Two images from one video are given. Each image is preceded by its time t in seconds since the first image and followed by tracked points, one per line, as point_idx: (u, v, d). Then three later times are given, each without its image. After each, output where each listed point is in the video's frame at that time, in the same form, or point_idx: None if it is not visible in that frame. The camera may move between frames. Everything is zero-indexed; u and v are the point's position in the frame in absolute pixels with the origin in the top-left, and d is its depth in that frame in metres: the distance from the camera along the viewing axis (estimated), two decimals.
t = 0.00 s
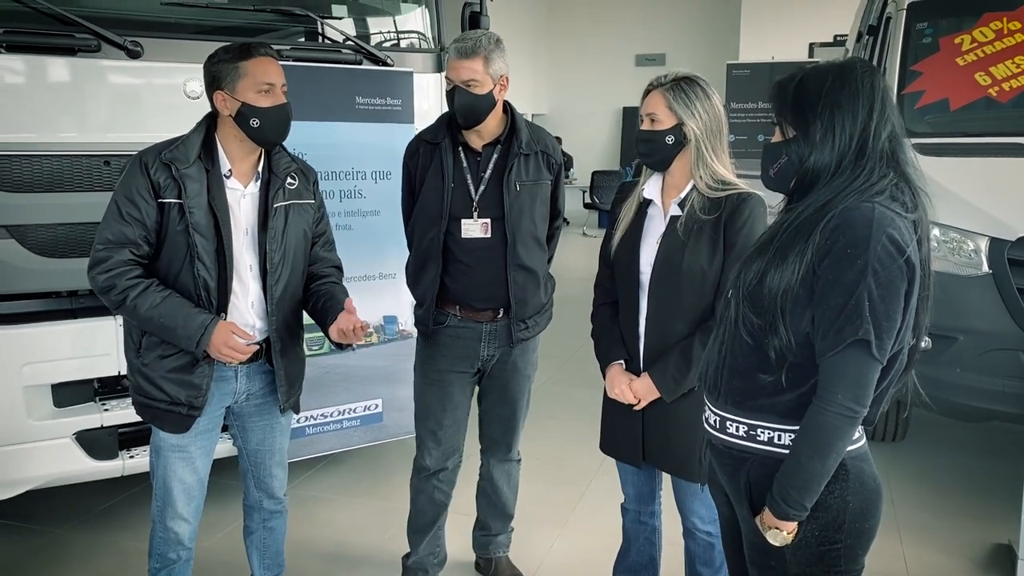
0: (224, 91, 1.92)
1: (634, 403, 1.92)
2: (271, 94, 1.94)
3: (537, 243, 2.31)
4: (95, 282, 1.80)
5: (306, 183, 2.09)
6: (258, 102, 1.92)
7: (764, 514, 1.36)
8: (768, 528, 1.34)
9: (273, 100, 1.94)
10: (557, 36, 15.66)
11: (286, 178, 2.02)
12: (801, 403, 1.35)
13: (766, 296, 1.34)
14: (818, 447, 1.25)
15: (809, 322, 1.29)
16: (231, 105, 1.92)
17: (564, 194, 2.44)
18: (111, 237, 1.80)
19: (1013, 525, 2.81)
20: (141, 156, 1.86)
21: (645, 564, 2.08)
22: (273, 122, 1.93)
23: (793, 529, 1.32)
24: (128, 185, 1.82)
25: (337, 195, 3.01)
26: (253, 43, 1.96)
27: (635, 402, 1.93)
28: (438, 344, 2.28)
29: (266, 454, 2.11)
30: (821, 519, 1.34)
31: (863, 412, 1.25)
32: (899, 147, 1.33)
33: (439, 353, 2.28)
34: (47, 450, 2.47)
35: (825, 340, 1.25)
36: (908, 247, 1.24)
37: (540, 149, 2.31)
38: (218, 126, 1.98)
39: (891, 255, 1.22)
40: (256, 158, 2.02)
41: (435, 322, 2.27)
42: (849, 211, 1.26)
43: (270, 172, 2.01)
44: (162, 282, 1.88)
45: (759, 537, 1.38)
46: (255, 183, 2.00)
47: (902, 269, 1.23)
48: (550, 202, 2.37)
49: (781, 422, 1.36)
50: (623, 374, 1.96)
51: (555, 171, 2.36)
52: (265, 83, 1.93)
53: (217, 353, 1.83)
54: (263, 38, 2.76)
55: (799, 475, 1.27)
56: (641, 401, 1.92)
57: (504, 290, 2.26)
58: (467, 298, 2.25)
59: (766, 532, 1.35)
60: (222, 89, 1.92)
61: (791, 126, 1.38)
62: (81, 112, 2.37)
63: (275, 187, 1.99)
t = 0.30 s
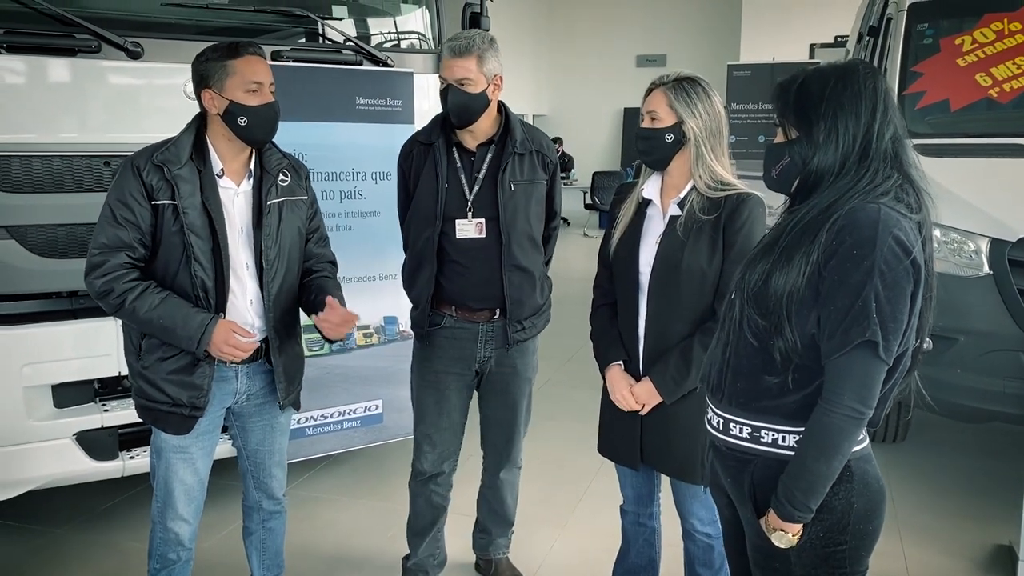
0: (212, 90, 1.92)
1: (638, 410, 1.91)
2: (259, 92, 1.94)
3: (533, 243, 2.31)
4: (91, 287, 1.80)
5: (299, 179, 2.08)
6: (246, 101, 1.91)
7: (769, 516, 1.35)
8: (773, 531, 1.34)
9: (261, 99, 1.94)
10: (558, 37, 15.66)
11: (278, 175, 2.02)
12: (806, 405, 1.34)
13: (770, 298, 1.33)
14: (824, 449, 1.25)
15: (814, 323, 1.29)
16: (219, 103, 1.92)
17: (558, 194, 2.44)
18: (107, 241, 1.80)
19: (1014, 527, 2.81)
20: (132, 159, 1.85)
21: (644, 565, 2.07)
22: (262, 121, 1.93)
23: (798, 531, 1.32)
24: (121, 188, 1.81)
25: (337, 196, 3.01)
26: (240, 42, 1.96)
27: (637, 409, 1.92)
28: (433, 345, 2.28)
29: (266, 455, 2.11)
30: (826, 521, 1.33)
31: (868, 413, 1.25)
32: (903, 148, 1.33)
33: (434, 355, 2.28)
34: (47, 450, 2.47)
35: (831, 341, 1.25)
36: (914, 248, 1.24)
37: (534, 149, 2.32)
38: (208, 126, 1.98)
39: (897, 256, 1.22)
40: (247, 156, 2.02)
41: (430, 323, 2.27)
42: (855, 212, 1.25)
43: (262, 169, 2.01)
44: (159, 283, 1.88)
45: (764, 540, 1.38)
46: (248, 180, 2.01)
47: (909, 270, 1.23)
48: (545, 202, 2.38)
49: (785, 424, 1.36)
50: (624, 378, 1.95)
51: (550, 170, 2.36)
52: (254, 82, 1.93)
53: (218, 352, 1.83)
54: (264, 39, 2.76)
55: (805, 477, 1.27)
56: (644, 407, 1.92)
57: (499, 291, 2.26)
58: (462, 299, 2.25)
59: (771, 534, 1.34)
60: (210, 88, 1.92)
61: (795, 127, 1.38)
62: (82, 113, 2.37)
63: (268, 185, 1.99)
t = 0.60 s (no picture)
0: (204, 86, 1.91)
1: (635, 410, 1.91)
2: (252, 86, 1.93)
3: (525, 245, 2.29)
4: (87, 288, 1.79)
5: (291, 176, 2.08)
6: (239, 94, 1.91)
7: (771, 518, 1.35)
8: (775, 533, 1.33)
9: (254, 92, 1.93)
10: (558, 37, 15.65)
11: (270, 172, 2.01)
12: (808, 406, 1.34)
13: (771, 300, 1.33)
14: (826, 451, 1.25)
15: (815, 325, 1.28)
16: (212, 98, 1.91)
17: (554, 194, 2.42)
18: (101, 242, 1.79)
19: (1013, 527, 2.80)
20: (125, 160, 1.85)
21: (643, 566, 2.07)
22: (256, 115, 1.93)
23: (801, 533, 1.32)
24: (114, 189, 1.81)
25: (336, 196, 3.00)
26: (231, 39, 1.96)
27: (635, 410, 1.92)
28: (423, 344, 2.29)
29: (264, 455, 2.10)
30: (829, 522, 1.33)
31: (870, 414, 1.25)
32: (902, 147, 1.33)
33: (425, 355, 2.29)
34: (46, 449, 2.47)
35: (832, 342, 1.24)
36: (915, 248, 1.23)
37: (527, 148, 2.31)
38: (200, 125, 1.97)
39: (898, 256, 1.21)
40: (240, 154, 2.02)
41: (421, 323, 2.28)
42: (855, 213, 1.25)
43: (254, 167, 2.00)
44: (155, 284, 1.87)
45: (766, 541, 1.37)
46: (240, 178, 2.00)
47: (909, 270, 1.22)
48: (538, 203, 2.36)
49: (786, 426, 1.35)
50: (621, 379, 1.96)
51: (543, 170, 2.35)
52: (246, 75, 1.92)
53: (214, 352, 1.83)
54: (262, 38, 2.76)
55: (806, 479, 1.26)
56: (641, 407, 1.91)
57: (488, 291, 2.24)
58: (452, 299, 2.25)
59: (773, 536, 1.34)
60: (202, 84, 1.91)
61: (793, 127, 1.37)
62: (81, 112, 2.36)
63: (260, 182, 1.98)
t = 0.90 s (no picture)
0: (210, 88, 1.90)
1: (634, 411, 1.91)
2: (257, 90, 1.93)
3: (518, 245, 2.27)
4: (84, 284, 1.79)
5: (291, 176, 2.07)
6: (245, 98, 1.91)
7: (771, 519, 1.34)
8: (776, 534, 1.33)
9: (260, 96, 1.93)
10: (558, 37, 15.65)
11: (268, 172, 2.01)
12: (808, 407, 1.33)
13: (771, 300, 1.33)
14: (827, 451, 1.24)
15: (815, 325, 1.28)
16: (218, 101, 1.90)
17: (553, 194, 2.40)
18: (100, 238, 1.79)
19: (1012, 527, 2.80)
20: (125, 157, 1.85)
21: (641, 566, 2.06)
22: (260, 118, 1.92)
23: (801, 534, 1.31)
24: (113, 185, 1.81)
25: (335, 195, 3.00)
26: (238, 41, 1.95)
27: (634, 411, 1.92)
28: (418, 342, 2.30)
29: (261, 454, 2.10)
30: (829, 523, 1.33)
31: (871, 415, 1.25)
32: (901, 147, 1.32)
33: (419, 354, 2.30)
34: (45, 448, 2.46)
35: (833, 343, 1.24)
36: (915, 248, 1.23)
37: (521, 147, 2.30)
38: (201, 123, 1.96)
39: (898, 257, 1.21)
40: (240, 154, 2.01)
41: (415, 322, 2.29)
42: (855, 213, 1.25)
43: (253, 166, 2.00)
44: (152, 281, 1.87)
45: (766, 542, 1.37)
46: (239, 177, 2.00)
47: (909, 270, 1.22)
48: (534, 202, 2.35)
49: (786, 427, 1.35)
50: (619, 380, 1.95)
51: (538, 169, 2.33)
52: (252, 78, 1.92)
53: (210, 349, 1.83)
54: (262, 37, 2.76)
55: (807, 480, 1.26)
56: (640, 408, 1.91)
57: (478, 290, 2.25)
58: (445, 299, 2.26)
59: (774, 537, 1.33)
60: (208, 86, 1.90)
61: (792, 127, 1.37)
62: (80, 112, 2.36)
63: (259, 181, 1.98)
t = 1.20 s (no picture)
0: (214, 88, 1.90)
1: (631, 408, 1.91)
2: (262, 93, 1.93)
3: (515, 244, 2.27)
4: (83, 278, 1.79)
5: (292, 176, 2.07)
6: (249, 101, 1.90)
7: (767, 518, 1.34)
8: (772, 532, 1.33)
9: (264, 100, 1.93)
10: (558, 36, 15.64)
11: (271, 173, 2.01)
12: (805, 405, 1.33)
13: (767, 299, 1.33)
14: (823, 449, 1.24)
15: (811, 324, 1.28)
16: (222, 102, 1.90)
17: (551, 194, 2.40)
18: (101, 233, 1.79)
19: (1011, 527, 2.80)
20: (128, 153, 1.85)
21: (640, 565, 2.06)
22: (262, 121, 1.92)
23: (798, 532, 1.31)
24: (115, 181, 1.81)
25: (334, 194, 3.00)
26: (246, 43, 1.95)
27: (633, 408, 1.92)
28: (415, 342, 2.30)
29: (259, 452, 2.10)
30: (826, 522, 1.32)
31: (866, 413, 1.24)
32: (898, 145, 1.32)
33: (417, 353, 2.29)
34: (44, 446, 2.46)
35: (828, 341, 1.24)
36: (910, 247, 1.23)
37: (519, 146, 2.30)
38: (204, 122, 1.96)
39: (893, 255, 1.21)
40: (242, 155, 2.01)
41: (412, 321, 2.29)
42: (851, 211, 1.24)
43: (256, 168, 2.00)
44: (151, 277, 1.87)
45: (763, 541, 1.36)
46: (241, 178, 2.00)
47: (904, 269, 1.22)
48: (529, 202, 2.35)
49: (782, 425, 1.35)
50: (616, 378, 1.95)
51: (535, 168, 2.33)
52: (257, 81, 1.92)
53: (207, 347, 1.83)
54: (262, 36, 2.75)
55: (802, 478, 1.26)
56: (636, 406, 1.91)
57: (475, 290, 2.24)
58: (442, 299, 2.26)
59: (770, 536, 1.33)
60: (213, 86, 1.90)
61: (790, 126, 1.37)
62: (79, 111, 2.36)
63: (261, 182, 1.98)
